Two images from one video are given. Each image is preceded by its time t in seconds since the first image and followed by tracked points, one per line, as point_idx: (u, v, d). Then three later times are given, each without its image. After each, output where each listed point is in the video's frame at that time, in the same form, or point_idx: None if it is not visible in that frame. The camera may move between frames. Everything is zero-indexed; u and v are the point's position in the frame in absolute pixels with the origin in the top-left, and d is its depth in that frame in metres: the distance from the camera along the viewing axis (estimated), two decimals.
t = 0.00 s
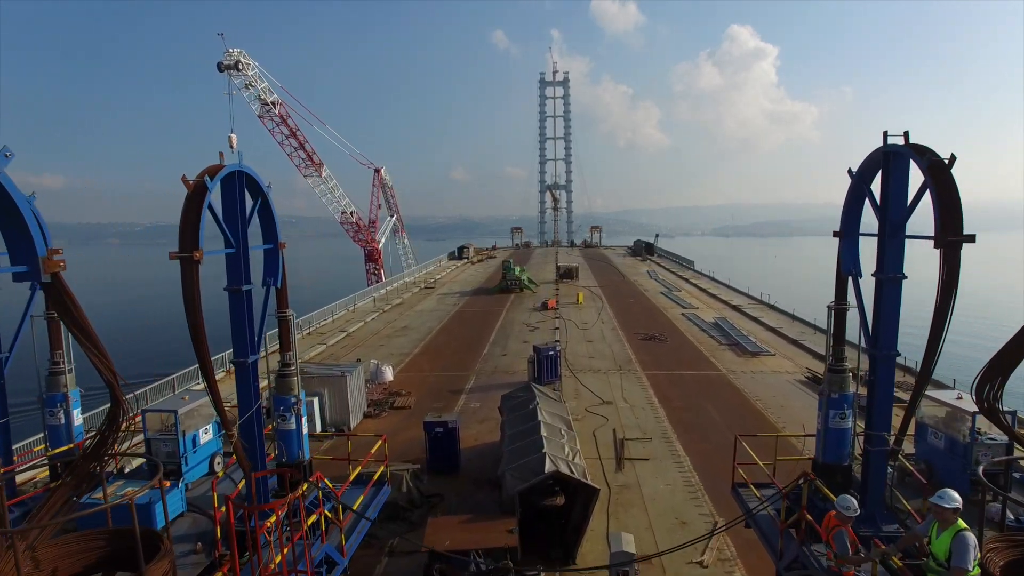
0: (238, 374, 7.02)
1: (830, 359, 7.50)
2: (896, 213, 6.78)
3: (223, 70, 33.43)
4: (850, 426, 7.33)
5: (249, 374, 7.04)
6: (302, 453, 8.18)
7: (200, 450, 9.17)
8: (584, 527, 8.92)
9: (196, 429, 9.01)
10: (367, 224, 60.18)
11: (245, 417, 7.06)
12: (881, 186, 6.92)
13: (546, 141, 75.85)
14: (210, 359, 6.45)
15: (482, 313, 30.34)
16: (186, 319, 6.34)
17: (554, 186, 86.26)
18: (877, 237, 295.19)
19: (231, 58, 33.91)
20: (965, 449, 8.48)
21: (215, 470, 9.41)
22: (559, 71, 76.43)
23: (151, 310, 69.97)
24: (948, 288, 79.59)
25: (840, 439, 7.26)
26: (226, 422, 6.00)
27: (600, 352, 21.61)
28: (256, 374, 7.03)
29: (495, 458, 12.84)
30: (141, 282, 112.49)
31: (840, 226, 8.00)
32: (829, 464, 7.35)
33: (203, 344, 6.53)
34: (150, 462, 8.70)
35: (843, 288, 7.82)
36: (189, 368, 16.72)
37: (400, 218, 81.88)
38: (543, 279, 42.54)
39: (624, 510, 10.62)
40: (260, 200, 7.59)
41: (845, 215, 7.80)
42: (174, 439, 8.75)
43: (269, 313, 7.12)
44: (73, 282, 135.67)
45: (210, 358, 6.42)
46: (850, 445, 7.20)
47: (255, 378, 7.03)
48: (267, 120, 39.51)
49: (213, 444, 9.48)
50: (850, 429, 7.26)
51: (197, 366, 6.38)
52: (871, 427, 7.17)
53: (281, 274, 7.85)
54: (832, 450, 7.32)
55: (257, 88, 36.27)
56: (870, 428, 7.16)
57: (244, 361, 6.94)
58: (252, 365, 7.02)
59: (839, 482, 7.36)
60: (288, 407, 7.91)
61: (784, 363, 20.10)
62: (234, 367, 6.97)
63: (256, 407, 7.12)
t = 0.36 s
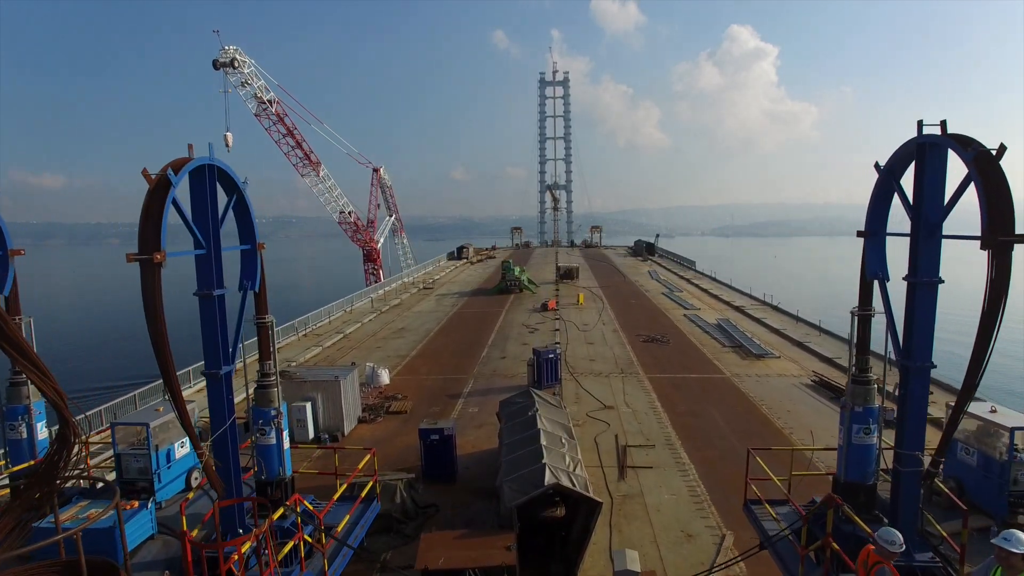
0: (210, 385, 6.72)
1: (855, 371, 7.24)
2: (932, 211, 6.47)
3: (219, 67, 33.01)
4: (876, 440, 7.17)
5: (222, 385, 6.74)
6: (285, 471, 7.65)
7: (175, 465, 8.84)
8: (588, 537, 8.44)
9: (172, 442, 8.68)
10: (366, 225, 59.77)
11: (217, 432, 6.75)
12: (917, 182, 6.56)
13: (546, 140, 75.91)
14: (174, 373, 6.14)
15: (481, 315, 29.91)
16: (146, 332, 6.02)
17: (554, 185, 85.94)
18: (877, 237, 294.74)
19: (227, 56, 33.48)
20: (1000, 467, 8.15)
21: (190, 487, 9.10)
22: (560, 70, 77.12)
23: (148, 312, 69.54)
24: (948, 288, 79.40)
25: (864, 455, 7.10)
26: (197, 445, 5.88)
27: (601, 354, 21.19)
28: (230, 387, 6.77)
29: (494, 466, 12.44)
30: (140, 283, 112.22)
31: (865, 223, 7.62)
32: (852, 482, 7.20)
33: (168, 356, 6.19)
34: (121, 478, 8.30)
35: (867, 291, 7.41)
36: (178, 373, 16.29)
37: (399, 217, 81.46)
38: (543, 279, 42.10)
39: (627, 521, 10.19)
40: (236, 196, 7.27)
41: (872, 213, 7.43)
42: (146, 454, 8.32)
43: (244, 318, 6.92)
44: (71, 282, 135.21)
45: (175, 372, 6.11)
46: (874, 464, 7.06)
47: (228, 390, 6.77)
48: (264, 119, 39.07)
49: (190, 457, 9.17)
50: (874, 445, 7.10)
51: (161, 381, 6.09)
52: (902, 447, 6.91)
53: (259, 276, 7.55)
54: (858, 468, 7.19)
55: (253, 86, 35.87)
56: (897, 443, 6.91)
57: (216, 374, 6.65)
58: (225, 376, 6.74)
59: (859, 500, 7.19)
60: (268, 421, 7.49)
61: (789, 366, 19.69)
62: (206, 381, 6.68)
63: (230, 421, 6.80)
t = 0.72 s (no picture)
0: (171, 401, 6.35)
1: (886, 388, 6.85)
2: (982, 209, 6.04)
3: (213, 65, 32.52)
4: (910, 462, 6.81)
5: (185, 399, 6.39)
6: (262, 493, 7.27)
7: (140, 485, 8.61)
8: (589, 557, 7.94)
9: (138, 459, 8.56)
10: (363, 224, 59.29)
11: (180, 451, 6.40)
12: (965, 175, 6.11)
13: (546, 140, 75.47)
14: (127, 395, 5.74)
15: (480, 316, 29.43)
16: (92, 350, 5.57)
17: (554, 185, 85.52)
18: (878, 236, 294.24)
19: (222, 53, 33.00)
20: None
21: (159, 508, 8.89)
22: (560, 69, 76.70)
23: (144, 313, 68.93)
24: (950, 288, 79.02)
25: (898, 480, 6.72)
26: (153, 469, 5.58)
27: (602, 357, 20.69)
28: (192, 402, 6.42)
29: (491, 475, 12.00)
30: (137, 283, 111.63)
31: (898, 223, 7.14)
32: (884, 508, 6.82)
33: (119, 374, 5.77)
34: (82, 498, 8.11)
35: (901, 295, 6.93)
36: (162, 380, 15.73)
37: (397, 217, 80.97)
38: (543, 279, 41.58)
39: (631, 536, 9.68)
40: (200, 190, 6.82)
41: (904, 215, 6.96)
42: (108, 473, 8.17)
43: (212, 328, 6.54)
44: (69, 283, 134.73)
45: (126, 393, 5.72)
46: (908, 488, 6.69)
47: (190, 404, 6.41)
48: (260, 117, 38.58)
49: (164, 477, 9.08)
50: (909, 467, 6.73)
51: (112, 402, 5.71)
52: (944, 473, 6.54)
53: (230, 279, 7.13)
54: (890, 490, 6.79)
55: (249, 84, 35.38)
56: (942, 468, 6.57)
57: (176, 390, 6.27)
58: (187, 392, 6.37)
59: (890, 526, 6.82)
60: (240, 439, 7.06)
61: (795, 369, 19.22)
62: (165, 397, 6.30)
63: (194, 439, 6.47)
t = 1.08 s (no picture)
0: (131, 417, 6.11)
1: (922, 403, 6.50)
2: None
3: (209, 63, 32.10)
4: (946, 484, 6.46)
5: (145, 415, 6.15)
6: (236, 515, 6.92)
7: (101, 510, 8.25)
8: None
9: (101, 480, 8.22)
10: (362, 224, 58.91)
11: (141, 474, 6.22)
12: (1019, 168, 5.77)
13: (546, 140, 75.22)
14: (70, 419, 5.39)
15: (478, 317, 28.99)
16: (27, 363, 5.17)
17: (554, 185, 85.27)
18: (878, 236, 293.87)
19: (217, 50, 32.56)
20: None
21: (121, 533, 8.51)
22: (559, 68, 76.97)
23: (142, 314, 68.48)
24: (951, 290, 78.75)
25: (936, 505, 6.40)
26: (106, 498, 5.39)
27: (603, 359, 20.26)
28: (155, 418, 6.21)
29: (488, 483, 11.62)
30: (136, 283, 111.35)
31: (937, 221, 6.75)
32: (917, 535, 6.48)
33: (58, 388, 5.37)
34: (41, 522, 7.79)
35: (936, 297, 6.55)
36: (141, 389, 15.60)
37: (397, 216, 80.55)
38: (543, 280, 41.14)
39: (635, 550, 9.26)
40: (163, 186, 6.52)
41: (943, 210, 6.56)
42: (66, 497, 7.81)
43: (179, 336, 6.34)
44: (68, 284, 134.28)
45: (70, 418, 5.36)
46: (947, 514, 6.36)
47: (151, 421, 6.17)
48: (257, 116, 38.16)
49: (131, 497, 8.81)
50: (945, 489, 6.40)
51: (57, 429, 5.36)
52: (994, 502, 6.23)
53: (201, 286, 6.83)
54: (927, 516, 6.47)
55: (245, 82, 34.99)
56: (990, 498, 6.28)
57: (136, 407, 6.03)
58: (148, 407, 6.14)
59: (926, 554, 6.46)
60: (212, 457, 6.71)
61: (800, 372, 18.78)
62: (125, 414, 6.05)
63: (156, 463, 6.26)
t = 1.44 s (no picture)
0: (70, 443, 6.43)
1: (970, 425, 6.31)
2: None
3: (203, 60, 31.57)
4: (997, 516, 6.25)
5: (87, 439, 6.46)
6: (202, 546, 6.69)
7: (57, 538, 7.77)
8: None
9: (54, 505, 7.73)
10: (360, 224, 58.30)
11: (81, 509, 6.50)
12: None
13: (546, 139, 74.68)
14: None
15: (477, 318, 28.47)
16: None
17: (554, 185, 84.67)
18: (879, 236, 293.35)
19: (212, 48, 32.05)
20: None
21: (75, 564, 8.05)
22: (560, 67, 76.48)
23: (137, 313, 67.79)
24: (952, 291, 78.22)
25: (985, 538, 6.18)
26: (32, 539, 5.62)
27: (604, 362, 19.78)
28: (95, 443, 6.51)
29: (485, 494, 11.14)
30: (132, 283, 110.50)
31: (988, 221, 6.45)
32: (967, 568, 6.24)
33: None
34: None
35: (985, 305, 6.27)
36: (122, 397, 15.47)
37: (396, 216, 79.99)
38: (543, 281, 40.59)
39: (639, 567, 8.77)
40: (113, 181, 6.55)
41: (995, 212, 6.27)
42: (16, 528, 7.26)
43: (134, 344, 6.57)
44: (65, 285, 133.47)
45: None
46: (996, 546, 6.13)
47: (91, 447, 6.48)
48: (252, 114, 37.63)
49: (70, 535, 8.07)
50: (994, 522, 6.19)
51: None
52: None
53: (159, 295, 6.71)
54: (976, 552, 6.24)
55: (241, 80, 34.48)
56: None
57: (74, 432, 6.32)
58: (89, 432, 6.44)
59: None
60: (173, 483, 6.51)
61: (807, 376, 18.28)
62: (63, 439, 6.36)
63: (100, 494, 6.58)
